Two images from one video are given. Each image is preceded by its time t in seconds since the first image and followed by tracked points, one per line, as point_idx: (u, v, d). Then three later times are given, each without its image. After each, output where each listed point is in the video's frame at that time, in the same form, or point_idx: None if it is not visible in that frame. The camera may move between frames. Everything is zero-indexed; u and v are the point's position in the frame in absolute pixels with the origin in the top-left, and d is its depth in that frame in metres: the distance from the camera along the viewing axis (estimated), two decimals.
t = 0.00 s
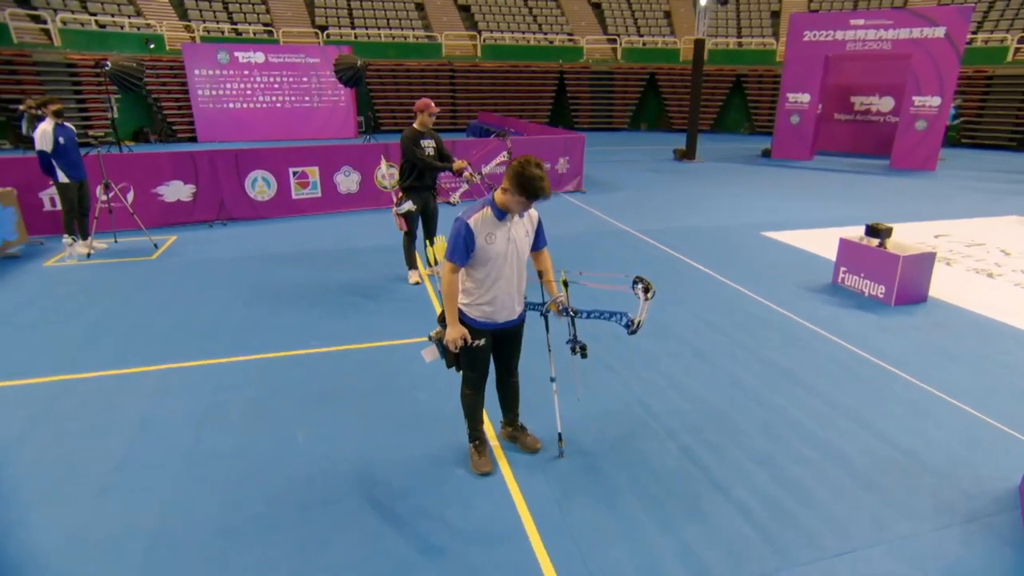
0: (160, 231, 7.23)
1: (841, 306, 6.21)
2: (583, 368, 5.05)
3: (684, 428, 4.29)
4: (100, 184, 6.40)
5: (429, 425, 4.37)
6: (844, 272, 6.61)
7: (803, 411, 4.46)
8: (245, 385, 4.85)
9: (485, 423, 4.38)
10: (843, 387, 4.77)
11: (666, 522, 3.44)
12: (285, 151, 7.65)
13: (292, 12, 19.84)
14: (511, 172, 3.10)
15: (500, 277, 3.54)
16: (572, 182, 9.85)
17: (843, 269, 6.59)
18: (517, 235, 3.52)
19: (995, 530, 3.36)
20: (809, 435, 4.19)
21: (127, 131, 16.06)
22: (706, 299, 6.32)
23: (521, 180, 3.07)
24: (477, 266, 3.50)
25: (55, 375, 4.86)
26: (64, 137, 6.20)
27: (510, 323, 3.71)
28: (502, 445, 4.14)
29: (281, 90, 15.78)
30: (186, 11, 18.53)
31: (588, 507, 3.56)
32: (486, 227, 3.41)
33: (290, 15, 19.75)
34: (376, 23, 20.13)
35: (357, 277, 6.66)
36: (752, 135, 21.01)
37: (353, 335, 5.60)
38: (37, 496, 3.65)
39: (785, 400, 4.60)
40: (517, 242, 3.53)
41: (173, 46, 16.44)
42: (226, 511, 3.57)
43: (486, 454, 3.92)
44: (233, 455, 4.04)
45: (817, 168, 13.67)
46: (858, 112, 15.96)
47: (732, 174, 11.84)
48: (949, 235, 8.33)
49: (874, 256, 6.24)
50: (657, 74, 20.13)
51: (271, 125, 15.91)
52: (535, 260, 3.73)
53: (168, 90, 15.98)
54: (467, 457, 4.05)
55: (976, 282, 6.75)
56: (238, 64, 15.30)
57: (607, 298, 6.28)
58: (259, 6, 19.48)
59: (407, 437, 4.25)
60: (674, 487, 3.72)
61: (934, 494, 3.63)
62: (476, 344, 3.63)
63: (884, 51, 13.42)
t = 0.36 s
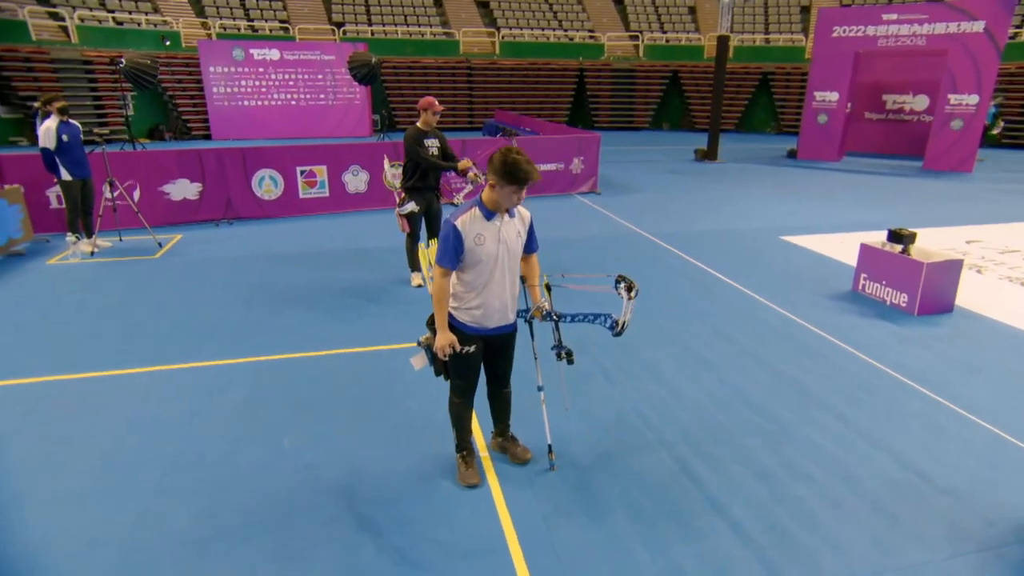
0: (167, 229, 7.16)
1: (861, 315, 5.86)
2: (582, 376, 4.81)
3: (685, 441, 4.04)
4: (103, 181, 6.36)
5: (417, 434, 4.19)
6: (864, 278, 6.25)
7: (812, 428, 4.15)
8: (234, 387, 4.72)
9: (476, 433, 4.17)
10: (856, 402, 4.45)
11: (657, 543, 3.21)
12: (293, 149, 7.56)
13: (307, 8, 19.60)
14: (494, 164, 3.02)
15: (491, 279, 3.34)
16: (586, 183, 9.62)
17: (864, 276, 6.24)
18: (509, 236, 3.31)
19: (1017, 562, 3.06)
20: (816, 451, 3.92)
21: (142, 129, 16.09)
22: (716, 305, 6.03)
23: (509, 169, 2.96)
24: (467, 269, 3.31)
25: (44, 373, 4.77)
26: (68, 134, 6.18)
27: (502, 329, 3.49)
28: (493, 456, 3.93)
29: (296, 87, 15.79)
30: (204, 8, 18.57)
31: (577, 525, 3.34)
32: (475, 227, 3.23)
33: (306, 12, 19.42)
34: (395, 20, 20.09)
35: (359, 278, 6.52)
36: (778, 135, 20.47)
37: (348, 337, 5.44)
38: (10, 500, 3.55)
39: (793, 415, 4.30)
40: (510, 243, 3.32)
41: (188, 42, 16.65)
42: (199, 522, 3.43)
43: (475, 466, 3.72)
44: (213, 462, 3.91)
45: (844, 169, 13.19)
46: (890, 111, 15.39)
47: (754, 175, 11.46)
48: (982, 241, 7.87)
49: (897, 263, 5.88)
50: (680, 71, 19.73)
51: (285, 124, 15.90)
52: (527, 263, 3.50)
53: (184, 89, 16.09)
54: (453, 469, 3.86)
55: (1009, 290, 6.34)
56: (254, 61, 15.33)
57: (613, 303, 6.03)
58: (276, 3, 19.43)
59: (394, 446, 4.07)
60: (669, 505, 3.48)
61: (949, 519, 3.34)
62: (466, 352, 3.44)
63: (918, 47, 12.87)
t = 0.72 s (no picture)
0: (173, 231, 7.10)
1: (882, 326, 5.54)
2: (579, 385, 4.61)
3: (682, 456, 3.82)
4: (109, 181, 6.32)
5: (404, 446, 4.04)
6: (884, 289, 5.92)
7: (817, 445, 3.90)
8: (223, 392, 4.63)
9: (464, 444, 4.02)
10: (866, 418, 4.18)
11: (644, 567, 3.01)
12: (301, 150, 7.46)
13: (326, 7, 19.64)
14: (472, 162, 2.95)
15: (479, 286, 3.19)
16: (602, 186, 9.40)
17: (884, 286, 5.91)
18: (495, 240, 3.17)
19: None
20: (818, 468, 3.68)
21: (158, 129, 16.30)
22: (725, 314, 5.77)
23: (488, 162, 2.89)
24: (453, 277, 3.16)
25: (35, 374, 4.72)
26: (73, 134, 6.13)
27: (493, 340, 3.30)
28: (480, 469, 3.77)
29: (311, 87, 15.79)
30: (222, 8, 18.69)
31: (561, 546, 3.15)
32: (458, 231, 3.10)
33: (324, 11, 19.49)
34: (413, 19, 20.02)
35: (360, 280, 6.40)
36: (805, 137, 19.92)
37: (342, 341, 5.32)
38: None
39: (798, 431, 4.05)
40: (496, 248, 3.17)
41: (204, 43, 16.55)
42: (171, 534, 3.33)
43: (459, 479, 3.56)
44: (194, 471, 3.81)
45: (873, 172, 12.72)
46: (924, 112, 14.81)
47: (775, 178, 11.10)
48: (1015, 248, 7.44)
49: (919, 274, 5.54)
50: (703, 71, 19.30)
51: (302, 124, 15.95)
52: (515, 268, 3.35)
53: (199, 88, 16.18)
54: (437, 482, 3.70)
55: None
56: (269, 60, 15.34)
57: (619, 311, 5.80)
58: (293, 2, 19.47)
59: (380, 458, 3.91)
60: (660, 526, 3.27)
61: (959, 548, 3.10)
62: (453, 364, 3.28)
63: (953, 45, 12.30)
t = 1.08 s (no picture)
0: (181, 233, 7.10)
1: (898, 339, 5.29)
2: (576, 395, 4.46)
3: (677, 473, 3.67)
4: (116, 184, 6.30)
5: (392, 457, 3.93)
6: (900, 299, 5.66)
7: (820, 464, 3.72)
8: (214, 397, 4.56)
9: (454, 455, 3.90)
10: (874, 436, 3.98)
11: None
12: (309, 152, 7.41)
13: (344, 8, 19.71)
14: (454, 164, 2.80)
15: (468, 294, 3.05)
16: (616, 191, 9.22)
17: (901, 297, 5.65)
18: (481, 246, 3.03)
19: None
20: (819, 489, 3.51)
21: (173, 130, 16.39)
22: (732, 322, 5.56)
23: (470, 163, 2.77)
24: (441, 287, 3.01)
25: (29, 375, 4.70)
26: (81, 136, 6.14)
27: (480, 349, 3.15)
28: (468, 482, 3.64)
29: (325, 89, 15.81)
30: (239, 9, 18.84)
31: (545, 566, 3.02)
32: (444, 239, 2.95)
33: (341, 12, 19.57)
34: (431, 20, 19.99)
35: (362, 284, 6.34)
36: (831, 141, 19.42)
37: (339, 346, 5.25)
38: None
39: (801, 449, 3.87)
40: (483, 254, 3.03)
41: (220, 45, 16.69)
42: (150, 545, 3.26)
43: (445, 492, 3.44)
44: (177, 478, 3.74)
45: (900, 177, 12.30)
46: (955, 116, 14.30)
47: (795, 183, 10.78)
48: None
49: (938, 285, 5.28)
50: (725, 73, 18.95)
51: (314, 125, 15.98)
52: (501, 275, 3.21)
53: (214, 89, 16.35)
54: (422, 497, 3.59)
55: None
56: (285, 61, 15.42)
57: (624, 319, 5.65)
58: (311, 3, 19.58)
59: (366, 468, 3.82)
60: (649, 548, 3.12)
61: None
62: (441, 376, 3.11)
63: (986, 45, 11.84)
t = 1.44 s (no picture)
0: (191, 235, 7.09)
1: (918, 354, 5.00)
2: (573, 406, 4.30)
3: (671, 492, 3.49)
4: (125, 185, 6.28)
5: (381, 470, 3.83)
6: (923, 312, 5.38)
7: (823, 485, 3.53)
8: (207, 402, 4.52)
9: (443, 465, 3.78)
10: (884, 457, 3.76)
11: None
12: (319, 154, 7.35)
13: (365, 8, 19.72)
14: (436, 169, 2.70)
15: (454, 301, 2.91)
16: (634, 195, 8.96)
17: (923, 308, 5.37)
18: (465, 251, 2.91)
19: None
20: (820, 511, 3.32)
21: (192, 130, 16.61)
22: (743, 333, 5.33)
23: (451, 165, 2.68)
24: (426, 295, 2.86)
25: (27, 375, 4.71)
26: (92, 138, 6.13)
27: (467, 359, 3.01)
28: (454, 494, 3.52)
29: (344, 90, 15.81)
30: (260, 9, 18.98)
31: None
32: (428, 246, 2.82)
33: (362, 12, 19.59)
34: (452, 19, 19.88)
35: (365, 287, 6.26)
36: (864, 144, 18.79)
37: (337, 351, 5.17)
38: None
39: (803, 467, 3.68)
40: (467, 262, 2.89)
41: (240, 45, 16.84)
42: (128, 552, 3.21)
43: (429, 505, 3.33)
44: (162, 485, 3.69)
45: (934, 182, 11.79)
46: (995, 118, 13.66)
47: (821, 188, 10.40)
48: None
49: (960, 296, 5.01)
50: (752, 74, 18.51)
51: (331, 126, 16.00)
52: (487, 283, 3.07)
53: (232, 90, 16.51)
54: (406, 510, 3.48)
55: None
56: (303, 61, 15.45)
57: (630, 328, 5.45)
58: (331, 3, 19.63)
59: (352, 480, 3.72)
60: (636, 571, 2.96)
61: None
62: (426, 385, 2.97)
63: None
